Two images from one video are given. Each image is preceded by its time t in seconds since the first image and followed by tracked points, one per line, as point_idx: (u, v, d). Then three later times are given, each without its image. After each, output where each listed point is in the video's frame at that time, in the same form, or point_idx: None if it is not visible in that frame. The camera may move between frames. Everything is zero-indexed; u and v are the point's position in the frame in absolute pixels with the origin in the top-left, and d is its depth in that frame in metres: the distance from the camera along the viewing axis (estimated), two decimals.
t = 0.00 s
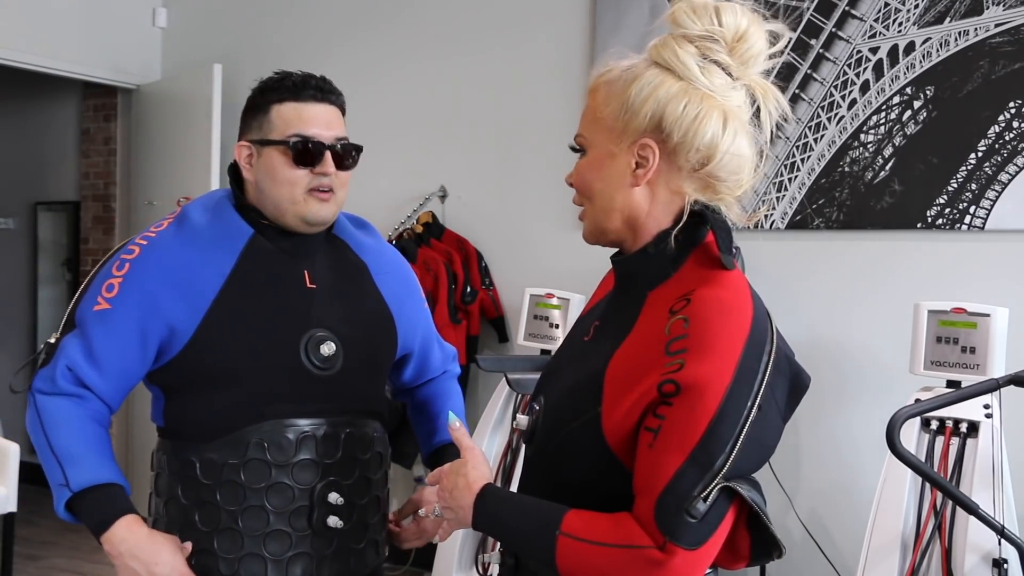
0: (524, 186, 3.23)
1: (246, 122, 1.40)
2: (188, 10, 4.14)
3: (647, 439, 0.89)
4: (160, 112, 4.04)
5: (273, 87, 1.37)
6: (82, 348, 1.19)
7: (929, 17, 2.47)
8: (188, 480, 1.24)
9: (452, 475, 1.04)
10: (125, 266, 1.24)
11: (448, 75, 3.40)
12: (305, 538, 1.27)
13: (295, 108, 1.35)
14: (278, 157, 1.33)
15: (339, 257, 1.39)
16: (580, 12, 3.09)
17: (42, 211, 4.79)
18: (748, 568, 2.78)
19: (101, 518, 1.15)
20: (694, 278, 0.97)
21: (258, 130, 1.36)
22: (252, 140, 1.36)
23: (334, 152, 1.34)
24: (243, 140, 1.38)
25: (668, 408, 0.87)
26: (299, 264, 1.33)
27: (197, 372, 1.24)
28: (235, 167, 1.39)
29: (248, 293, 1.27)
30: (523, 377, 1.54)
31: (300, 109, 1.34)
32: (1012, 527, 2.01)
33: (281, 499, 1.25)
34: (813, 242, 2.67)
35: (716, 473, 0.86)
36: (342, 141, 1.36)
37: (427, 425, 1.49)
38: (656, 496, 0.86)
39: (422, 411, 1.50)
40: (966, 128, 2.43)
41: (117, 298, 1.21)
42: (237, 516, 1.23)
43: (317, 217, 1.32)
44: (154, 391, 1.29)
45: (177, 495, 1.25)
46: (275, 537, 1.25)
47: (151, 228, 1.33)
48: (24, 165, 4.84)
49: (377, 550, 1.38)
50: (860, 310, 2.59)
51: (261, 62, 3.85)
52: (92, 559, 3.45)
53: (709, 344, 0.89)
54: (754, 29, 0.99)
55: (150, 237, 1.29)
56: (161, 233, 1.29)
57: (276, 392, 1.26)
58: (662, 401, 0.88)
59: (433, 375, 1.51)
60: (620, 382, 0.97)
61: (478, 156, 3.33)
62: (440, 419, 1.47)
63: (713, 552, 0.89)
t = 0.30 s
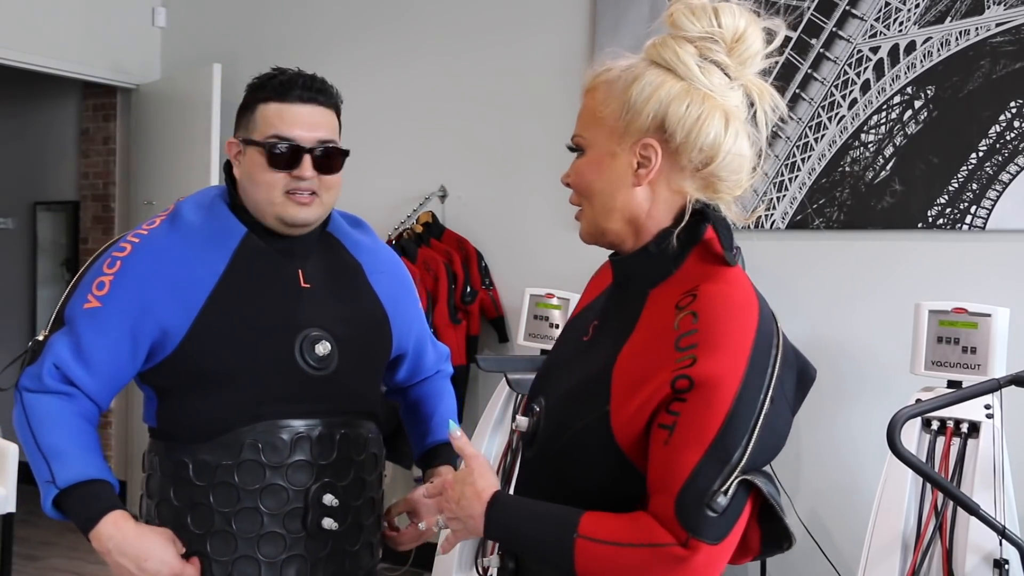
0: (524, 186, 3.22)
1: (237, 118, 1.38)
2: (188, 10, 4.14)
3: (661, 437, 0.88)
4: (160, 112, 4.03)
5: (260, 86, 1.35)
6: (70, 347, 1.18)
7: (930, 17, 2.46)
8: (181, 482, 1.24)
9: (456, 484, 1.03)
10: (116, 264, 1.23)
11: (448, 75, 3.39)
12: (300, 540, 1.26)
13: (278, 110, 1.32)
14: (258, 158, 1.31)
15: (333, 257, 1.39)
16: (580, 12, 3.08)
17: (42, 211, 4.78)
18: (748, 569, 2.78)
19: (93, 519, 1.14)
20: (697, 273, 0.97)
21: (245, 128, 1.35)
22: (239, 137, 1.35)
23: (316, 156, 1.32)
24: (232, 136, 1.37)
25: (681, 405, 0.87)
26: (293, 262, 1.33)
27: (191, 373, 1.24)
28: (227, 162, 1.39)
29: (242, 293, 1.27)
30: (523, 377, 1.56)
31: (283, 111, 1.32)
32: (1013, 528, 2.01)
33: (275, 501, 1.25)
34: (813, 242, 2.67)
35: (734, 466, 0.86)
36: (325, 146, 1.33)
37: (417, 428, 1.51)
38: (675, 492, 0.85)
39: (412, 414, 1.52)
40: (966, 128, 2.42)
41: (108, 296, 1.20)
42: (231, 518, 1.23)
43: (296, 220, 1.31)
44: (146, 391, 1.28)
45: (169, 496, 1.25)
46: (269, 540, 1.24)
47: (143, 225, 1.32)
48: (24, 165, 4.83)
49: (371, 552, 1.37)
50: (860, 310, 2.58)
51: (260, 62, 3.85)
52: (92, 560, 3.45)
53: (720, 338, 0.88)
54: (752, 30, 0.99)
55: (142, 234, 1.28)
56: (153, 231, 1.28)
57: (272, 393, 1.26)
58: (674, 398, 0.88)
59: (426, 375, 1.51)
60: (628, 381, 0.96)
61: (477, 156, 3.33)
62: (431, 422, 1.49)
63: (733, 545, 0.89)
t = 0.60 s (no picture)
0: (524, 186, 3.22)
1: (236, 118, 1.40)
2: (188, 10, 4.14)
3: (687, 427, 0.85)
4: (160, 111, 4.03)
5: (253, 85, 1.36)
6: (75, 348, 1.19)
7: (930, 17, 2.46)
8: (182, 482, 1.24)
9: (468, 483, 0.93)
10: (119, 265, 1.23)
11: (448, 74, 3.39)
12: (300, 542, 1.26)
13: (268, 106, 1.33)
14: (251, 156, 1.32)
15: (335, 257, 1.39)
16: (580, 11, 3.08)
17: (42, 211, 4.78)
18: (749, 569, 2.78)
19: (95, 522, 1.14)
20: (705, 269, 0.96)
21: (240, 127, 1.36)
22: (234, 136, 1.36)
23: (307, 151, 1.32)
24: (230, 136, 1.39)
25: (707, 395, 0.84)
26: (296, 262, 1.33)
27: (191, 375, 1.23)
28: (228, 163, 1.40)
29: (242, 295, 1.27)
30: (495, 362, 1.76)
31: (272, 107, 1.33)
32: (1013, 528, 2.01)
33: (276, 502, 1.24)
34: (813, 242, 2.67)
35: (762, 452, 0.84)
36: (316, 140, 1.33)
37: (420, 429, 1.50)
38: (709, 479, 0.82)
39: (416, 416, 1.51)
40: (966, 128, 2.42)
41: (111, 297, 1.20)
42: (232, 519, 1.23)
43: (289, 216, 1.30)
44: (148, 392, 1.28)
45: (170, 497, 1.25)
46: (270, 541, 1.24)
47: (145, 224, 1.32)
48: (24, 165, 4.83)
49: (371, 553, 1.37)
50: (860, 310, 2.58)
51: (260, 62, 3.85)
52: (92, 560, 3.45)
53: (741, 329, 0.87)
54: (768, 49, 1.03)
55: (144, 234, 1.28)
56: (156, 231, 1.29)
57: (273, 395, 1.26)
58: (699, 388, 0.85)
59: (428, 378, 1.51)
60: (644, 377, 0.94)
61: (477, 156, 3.33)
62: (432, 424, 1.49)
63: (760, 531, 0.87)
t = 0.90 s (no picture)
0: (525, 186, 3.22)
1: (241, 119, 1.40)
2: (188, 10, 4.14)
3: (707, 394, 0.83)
4: (159, 112, 4.03)
5: (262, 84, 1.36)
6: (83, 348, 1.19)
7: (930, 17, 2.46)
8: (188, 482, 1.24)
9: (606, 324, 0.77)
10: (125, 266, 1.24)
11: (448, 75, 3.39)
12: (306, 542, 1.25)
13: (279, 104, 1.33)
14: (263, 154, 1.32)
15: (345, 257, 1.38)
16: (580, 11, 3.08)
17: (42, 211, 4.78)
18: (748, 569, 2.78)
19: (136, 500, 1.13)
20: (687, 260, 0.97)
21: (248, 127, 1.36)
22: (243, 137, 1.36)
23: (319, 147, 1.32)
24: (237, 137, 1.38)
25: (723, 364, 0.84)
26: (303, 264, 1.33)
27: (195, 374, 1.24)
28: (234, 164, 1.40)
29: (249, 294, 1.27)
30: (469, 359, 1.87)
31: (284, 106, 1.33)
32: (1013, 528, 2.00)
33: (282, 502, 1.24)
34: (814, 242, 2.67)
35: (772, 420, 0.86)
36: (328, 136, 1.33)
37: (423, 439, 1.49)
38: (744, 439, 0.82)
39: (418, 424, 1.50)
40: (966, 128, 2.42)
41: (119, 298, 1.21)
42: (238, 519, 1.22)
43: (304, 213, 1.31)
44: (156, 391, 1.29)
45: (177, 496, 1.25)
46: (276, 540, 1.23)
47: (153, 228, 1.32)
48: (24, 165, 4.83)
49: (378, 554, 1.35)
50: (860, 310, 2.58)
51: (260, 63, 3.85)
52: (92, 560, 3.45)
53: (742, 306, 0.88)
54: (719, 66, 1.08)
55: (152, 236, 1.29)
56: (164, 233, 1.29)
57: (278, 394, 1.25)
58: (713, 362, 0.85)
59: (432, 384, 1.50)
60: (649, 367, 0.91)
61: (478, 156, 3.33)
62: (434, 435, 1.48)
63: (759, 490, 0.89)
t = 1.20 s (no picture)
0: (525, 186, 3.22)
1: (247, 120, 1.38)
2: (188, 10, 4.14)
3: (699, 395, 0.89)
4: (159, 112, 4.03)
5: (273, 85, 1.35)
6: (107, 340, 1.19)
7: (930, 17, 2.46)
8: (190, 481, 1.24)
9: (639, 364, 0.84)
10: (136, 259, 1.24)
11: (448, 74, 3.39)
12: (307, 542, 1.24)
13: (295, 106, 1.33)
14: (279, 156, 1.31)
15: (347, 257, 1.37)
16: (580, 11, 3.08)
17: (42, 211, 4.78)
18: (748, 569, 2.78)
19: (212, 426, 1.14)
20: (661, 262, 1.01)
21: (260, 129, 1.35)
22: (254, 139, 1.35)
23: (337, 150, 1.32)
24: (245, 139, 1.36)
25: (711, 365, 0.90)
26: (305, 265, 1.31)
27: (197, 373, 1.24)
28: (239, 165, 1.38)
29: (251, 292, 1.26)
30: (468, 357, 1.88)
31: (300, 108, 1.33)
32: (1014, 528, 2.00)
33: (283, 503, 1.22)
34: (814, 242, 2.67)
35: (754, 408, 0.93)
36: (344, 139, 1.34)
37: (418, 448, 1.51)
38: (738, 432, 0.89)
39: (414, 431, 1.51)
40: (966, 128, 2.42)
41: (134, 288, 1.21)
42: (239, 519, 1.22)
43: (322, 216, 1.31)
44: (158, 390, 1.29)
45: (179, 494, 1.26)
46: (277, 540, 1.22)
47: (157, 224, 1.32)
48: (24, 165, 4.83)
49: (379, 553, 1.34)
50: (860, 310, 2.58)
51: (260, 63, 3.85)
52: (91, 560, 3.45)
53: (717, 305, 0.94)
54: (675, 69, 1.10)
55: (158, 230, 1.29)
56: (170, 227, 1.29)
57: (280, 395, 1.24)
58: (700, 362, 0.90)
59: (429, 395, 1.50)
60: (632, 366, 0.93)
61: (478, 155, 3.33)
62: (432, 445, 1.49)
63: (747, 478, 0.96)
